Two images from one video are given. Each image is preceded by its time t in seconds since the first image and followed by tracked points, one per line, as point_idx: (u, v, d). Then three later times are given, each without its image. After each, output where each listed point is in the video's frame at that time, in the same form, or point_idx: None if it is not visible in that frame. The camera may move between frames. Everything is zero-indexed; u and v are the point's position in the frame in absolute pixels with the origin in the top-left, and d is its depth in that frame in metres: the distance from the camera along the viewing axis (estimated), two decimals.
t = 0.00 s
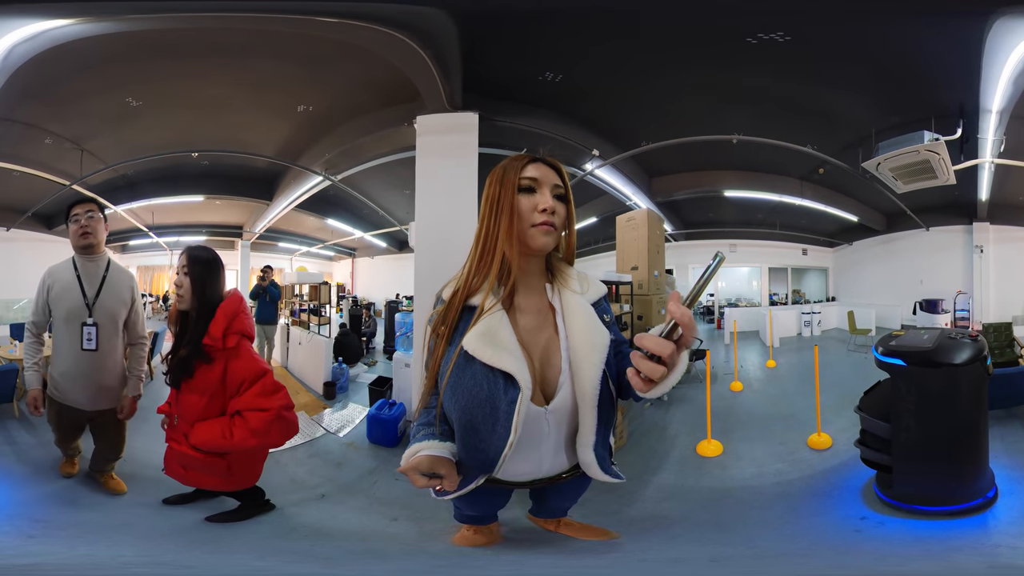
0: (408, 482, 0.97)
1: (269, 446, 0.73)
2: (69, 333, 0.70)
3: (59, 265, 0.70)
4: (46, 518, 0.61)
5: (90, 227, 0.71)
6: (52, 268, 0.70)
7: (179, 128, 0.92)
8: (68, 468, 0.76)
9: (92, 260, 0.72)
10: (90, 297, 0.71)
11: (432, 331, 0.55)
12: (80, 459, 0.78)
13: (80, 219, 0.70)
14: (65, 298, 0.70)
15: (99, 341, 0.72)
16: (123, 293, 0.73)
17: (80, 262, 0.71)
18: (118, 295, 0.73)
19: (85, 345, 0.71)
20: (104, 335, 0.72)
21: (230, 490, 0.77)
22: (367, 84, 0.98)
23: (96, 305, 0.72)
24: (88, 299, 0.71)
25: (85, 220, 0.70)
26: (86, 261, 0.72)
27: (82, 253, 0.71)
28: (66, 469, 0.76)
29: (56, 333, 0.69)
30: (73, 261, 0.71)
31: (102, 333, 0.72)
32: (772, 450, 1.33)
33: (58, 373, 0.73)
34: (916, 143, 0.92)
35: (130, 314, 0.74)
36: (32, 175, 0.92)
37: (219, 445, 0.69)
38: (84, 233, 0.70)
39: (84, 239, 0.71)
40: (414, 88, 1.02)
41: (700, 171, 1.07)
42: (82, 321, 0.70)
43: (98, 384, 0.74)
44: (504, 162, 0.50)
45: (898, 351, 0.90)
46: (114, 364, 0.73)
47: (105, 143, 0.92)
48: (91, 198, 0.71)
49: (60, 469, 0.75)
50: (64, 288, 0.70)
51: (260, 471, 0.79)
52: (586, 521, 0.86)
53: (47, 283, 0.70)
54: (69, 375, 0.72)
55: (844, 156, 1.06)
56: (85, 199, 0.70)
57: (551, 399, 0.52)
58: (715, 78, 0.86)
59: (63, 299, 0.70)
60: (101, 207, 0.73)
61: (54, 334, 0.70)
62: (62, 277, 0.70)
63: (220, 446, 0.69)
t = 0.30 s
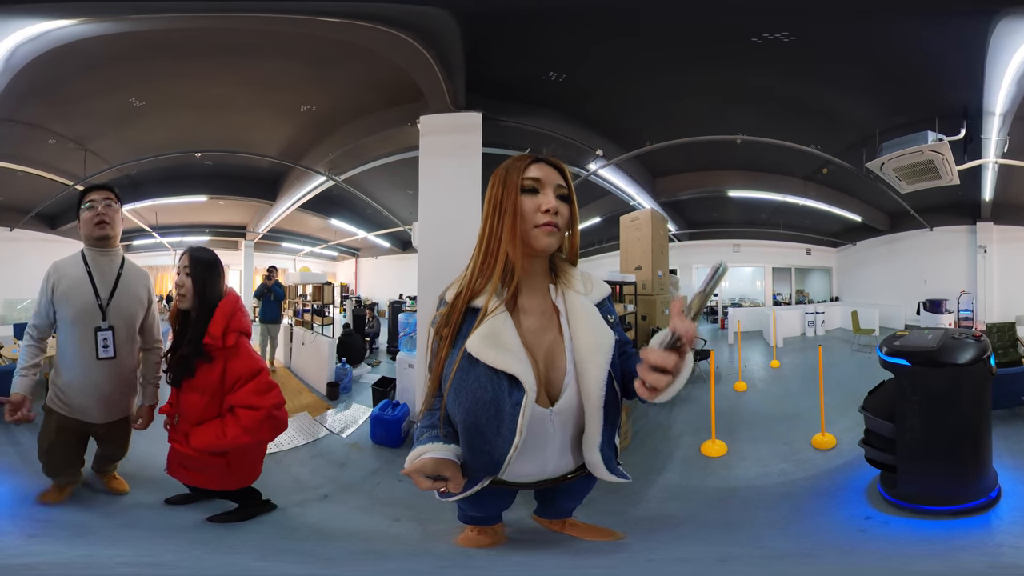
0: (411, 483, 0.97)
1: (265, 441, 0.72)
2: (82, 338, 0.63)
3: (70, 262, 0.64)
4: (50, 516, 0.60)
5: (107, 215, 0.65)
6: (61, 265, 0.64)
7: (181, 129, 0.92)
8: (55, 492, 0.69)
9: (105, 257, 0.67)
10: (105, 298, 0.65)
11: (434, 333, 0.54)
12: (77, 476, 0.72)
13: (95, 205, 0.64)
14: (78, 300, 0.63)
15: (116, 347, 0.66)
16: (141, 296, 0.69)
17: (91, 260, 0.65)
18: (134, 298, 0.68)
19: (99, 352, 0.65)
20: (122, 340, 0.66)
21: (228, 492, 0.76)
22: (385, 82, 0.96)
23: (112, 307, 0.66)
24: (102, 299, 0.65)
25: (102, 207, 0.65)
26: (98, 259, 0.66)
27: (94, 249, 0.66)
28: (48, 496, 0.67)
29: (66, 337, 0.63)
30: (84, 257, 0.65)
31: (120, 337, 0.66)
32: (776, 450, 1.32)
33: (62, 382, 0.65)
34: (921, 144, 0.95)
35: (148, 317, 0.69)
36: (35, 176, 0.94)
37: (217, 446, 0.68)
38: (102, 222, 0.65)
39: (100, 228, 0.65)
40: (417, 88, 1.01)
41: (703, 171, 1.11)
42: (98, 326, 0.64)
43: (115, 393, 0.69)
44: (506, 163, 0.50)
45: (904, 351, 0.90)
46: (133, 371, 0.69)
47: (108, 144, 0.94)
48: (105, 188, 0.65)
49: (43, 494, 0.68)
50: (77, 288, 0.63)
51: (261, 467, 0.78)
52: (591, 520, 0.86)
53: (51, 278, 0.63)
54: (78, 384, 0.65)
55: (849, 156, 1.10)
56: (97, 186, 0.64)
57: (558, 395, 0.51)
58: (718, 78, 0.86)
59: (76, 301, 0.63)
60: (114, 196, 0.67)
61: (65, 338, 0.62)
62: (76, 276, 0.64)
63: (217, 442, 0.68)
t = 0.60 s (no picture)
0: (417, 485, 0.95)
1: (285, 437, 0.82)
2: (71, 357, 0.63)
3: (46, 272, 0.61)
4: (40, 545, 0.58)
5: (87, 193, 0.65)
6: (32, 272, 0.60)
7: (188, 127, 0.88)
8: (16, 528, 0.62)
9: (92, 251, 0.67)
10: (94, 309, 0.65)
11: (439, 339, 0.53)
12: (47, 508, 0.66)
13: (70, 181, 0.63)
14: (59, 314, 0.62)
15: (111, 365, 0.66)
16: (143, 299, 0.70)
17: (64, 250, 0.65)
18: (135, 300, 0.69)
19: (89, 372, 0.64)
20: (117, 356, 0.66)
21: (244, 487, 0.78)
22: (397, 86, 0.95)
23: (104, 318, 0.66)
24: (90, 309, 0.65)
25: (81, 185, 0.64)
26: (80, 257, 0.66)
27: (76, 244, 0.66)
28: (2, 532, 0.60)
29: (52, 356, 0.62)
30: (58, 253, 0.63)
31: (115, 354, 0.66)
32: (782, 449, 1.32)
33: (45, 404, 0.64)
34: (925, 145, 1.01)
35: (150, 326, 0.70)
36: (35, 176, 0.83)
37: (243, 445, 0.77)
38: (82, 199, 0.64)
39: (81, 208, 0.64)
40: (423, 87, 1.00)
41: (709, 172, 1.09)
42: (88, 345, 0.64)
43: (107, 411, 0.69)
44: (509, 156, 0.50)
45: (911, 349, 0.89)
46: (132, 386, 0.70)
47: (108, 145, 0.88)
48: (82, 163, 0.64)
49: None
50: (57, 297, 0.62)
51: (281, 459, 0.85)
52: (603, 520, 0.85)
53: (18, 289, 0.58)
54: (62, 403, 0.65)
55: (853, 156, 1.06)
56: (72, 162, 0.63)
57: (574, 405, 0.52)
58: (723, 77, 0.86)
59: (57, 315, 0.61)
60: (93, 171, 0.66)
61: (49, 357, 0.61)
62: (57, 285, 0.62)
63: (242, 442, 0.77)
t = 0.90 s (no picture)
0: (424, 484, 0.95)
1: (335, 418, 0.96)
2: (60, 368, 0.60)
3: (30, 271, 0.59)
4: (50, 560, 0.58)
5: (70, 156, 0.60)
6: (1, 267, 0.56)
7: (198, 126, 0.87)
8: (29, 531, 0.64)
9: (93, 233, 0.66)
10: (82, 305, 0.62)
11: (441, 332, 0.63)
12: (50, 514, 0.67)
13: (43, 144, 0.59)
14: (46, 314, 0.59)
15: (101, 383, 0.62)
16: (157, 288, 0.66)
17: (60, 236, 0.63)
18: (146, 295, 0.65)
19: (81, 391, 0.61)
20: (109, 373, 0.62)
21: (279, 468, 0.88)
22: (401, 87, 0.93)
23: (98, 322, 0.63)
24: (81, 308, 0.62)
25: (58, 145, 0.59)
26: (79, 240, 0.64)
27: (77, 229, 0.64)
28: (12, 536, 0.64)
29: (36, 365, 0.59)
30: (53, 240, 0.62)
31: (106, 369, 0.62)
32: (789, 449, 1.33)
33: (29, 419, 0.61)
34: (930, 143, 0.88)
35: (161, 332, 0.66)
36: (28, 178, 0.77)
37: (305, 426, 0.91)
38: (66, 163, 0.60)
39: (61, 172, 0.60)
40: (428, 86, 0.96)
41: (717, 171, 1.10)
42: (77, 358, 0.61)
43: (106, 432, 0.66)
44: (503, 163, 0.63)
45: (921, 348, 0.92)
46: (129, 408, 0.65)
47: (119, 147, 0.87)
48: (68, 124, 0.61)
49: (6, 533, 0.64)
50: (44, 298, 0.60)
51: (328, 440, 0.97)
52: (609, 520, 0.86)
53: None
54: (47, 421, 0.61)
55: (859, 157, 1.03)
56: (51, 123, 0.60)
57: (579, 391, 0.62)
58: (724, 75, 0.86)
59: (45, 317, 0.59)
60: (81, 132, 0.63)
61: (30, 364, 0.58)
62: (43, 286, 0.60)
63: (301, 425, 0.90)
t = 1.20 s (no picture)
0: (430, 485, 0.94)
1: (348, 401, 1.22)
2: (70, 391, 0.57)
3: (55, 279, 0.57)
4: (62, 561, 0.59)
5: (99, 138, 0.57)
6: (24, 272, 0.54)
7: (206, 129, 0.86)
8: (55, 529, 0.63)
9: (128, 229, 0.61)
10: (97, 323, 0.58)
11: (429, 334, 0.69)
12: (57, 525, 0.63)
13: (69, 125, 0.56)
14: (65, 327, 0.56)
15: (111, 419, 0.57)
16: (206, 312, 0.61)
17: (90, 233, 0.59)
18: (197, 315, 0.60)
19: (90, 424, 0.58)
20: (120, 409, 0.58)
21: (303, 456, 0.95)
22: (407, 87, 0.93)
23: (115, 344, 0.58)
24: (99, 325, 0.58)
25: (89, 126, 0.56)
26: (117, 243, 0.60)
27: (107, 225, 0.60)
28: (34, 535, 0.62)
29: (50, 383, 0.56)
30: (80, 237, 0.58)
31: (117, 406, 0.58)
32: (798, 451, 1.32)
33: (41, 435, 0.58)
34: (943, 142, 0.88)
35: (214, 354, 0.62)
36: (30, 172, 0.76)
37: (322, 407, 1.15)
38: (99, 146, 0.57)
39: (98, 156, 0.56)
40: (433, 87, 0.96)
41: (723, 170, 1.11)
42: (90, 386, 0.57)
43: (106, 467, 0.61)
44: (495, 170, 0.66)
45: (935, 350, 0.91)
46: (135, 449, 0.59)
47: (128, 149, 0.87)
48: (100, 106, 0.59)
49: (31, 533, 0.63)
50: (62, 310, 0.57)
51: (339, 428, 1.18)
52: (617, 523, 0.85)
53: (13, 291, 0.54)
54: (53, 441, 0.59)
55: (870, 155, 1.02)
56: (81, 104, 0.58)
57: (568, 395, 0.65)
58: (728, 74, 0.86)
59: (64, 329, 0.56)
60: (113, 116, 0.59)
61: (45, 380, 0.56)
62: (63, 297, 0.57)
63: (321, 405, 1.14)
